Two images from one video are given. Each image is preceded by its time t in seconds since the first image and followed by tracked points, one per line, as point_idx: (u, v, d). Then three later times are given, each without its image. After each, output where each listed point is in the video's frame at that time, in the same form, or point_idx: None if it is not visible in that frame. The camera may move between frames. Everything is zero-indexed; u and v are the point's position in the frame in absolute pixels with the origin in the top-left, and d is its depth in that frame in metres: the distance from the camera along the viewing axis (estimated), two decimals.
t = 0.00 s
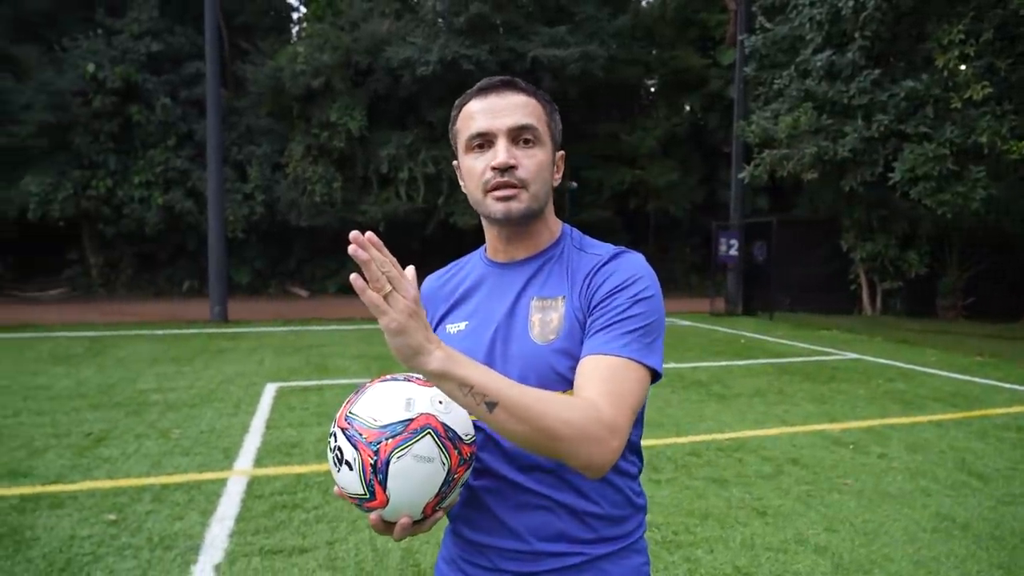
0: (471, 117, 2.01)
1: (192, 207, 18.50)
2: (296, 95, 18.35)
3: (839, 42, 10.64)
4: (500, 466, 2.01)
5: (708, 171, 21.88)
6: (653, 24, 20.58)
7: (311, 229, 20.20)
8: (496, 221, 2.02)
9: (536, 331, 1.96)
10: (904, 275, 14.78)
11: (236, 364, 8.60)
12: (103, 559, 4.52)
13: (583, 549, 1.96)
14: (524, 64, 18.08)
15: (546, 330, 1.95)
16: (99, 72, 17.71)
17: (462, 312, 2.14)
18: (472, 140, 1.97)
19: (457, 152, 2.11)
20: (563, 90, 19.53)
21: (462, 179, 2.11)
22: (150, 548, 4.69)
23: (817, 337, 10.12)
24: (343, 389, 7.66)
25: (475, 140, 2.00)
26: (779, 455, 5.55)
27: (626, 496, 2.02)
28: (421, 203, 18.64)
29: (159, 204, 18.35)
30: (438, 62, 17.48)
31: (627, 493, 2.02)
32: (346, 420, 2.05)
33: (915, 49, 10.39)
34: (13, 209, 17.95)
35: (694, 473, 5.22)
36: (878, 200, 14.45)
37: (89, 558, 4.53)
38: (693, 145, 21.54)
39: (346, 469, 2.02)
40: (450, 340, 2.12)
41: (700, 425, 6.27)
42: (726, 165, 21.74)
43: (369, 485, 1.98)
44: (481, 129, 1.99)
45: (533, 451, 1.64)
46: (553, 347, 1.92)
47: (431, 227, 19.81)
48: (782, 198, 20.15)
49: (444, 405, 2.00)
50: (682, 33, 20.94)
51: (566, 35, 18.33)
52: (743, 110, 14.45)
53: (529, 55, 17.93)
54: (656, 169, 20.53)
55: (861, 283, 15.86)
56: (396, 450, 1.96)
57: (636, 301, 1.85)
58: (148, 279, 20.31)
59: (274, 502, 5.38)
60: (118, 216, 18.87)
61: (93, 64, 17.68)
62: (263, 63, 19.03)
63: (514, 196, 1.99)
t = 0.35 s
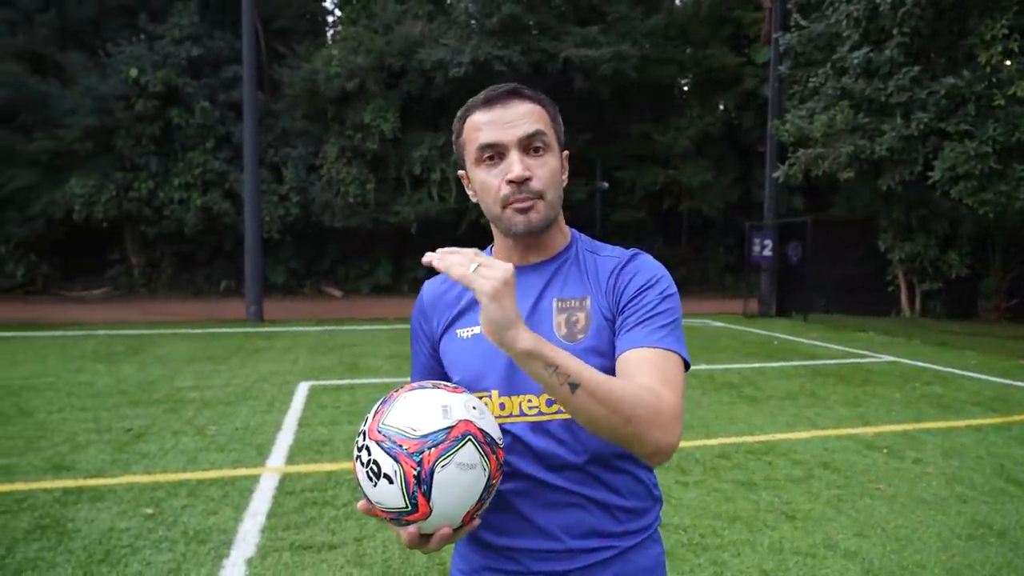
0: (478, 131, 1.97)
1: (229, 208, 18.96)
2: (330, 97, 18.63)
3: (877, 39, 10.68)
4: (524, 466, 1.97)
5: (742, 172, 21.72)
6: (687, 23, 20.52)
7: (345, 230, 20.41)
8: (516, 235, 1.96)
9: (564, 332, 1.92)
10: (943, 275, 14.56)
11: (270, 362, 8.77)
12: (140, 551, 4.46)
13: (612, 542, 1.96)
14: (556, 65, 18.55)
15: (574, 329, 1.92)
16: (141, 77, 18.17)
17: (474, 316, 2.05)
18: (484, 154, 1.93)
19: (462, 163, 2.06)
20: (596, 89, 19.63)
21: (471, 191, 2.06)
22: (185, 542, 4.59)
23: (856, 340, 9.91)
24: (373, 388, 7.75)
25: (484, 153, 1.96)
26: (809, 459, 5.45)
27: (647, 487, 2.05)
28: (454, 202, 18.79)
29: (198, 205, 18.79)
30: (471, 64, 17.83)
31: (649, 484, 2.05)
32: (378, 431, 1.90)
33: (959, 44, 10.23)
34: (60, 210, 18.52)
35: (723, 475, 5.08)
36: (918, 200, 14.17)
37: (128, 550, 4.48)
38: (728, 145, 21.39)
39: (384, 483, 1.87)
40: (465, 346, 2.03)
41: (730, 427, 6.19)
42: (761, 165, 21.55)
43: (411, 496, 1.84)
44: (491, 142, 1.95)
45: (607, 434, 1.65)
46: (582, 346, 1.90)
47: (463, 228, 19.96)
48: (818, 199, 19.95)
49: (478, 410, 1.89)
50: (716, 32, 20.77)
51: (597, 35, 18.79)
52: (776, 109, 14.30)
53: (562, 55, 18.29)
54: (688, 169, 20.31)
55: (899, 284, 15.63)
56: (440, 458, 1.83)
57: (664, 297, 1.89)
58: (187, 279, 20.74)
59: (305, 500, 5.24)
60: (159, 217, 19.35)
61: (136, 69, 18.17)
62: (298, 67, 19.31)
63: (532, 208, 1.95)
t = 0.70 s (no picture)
0: (473, 140, 1.93)
1: (250, 209, 19.40)
2: (350, 98, 18.80)
3: (900, 36, 10.74)
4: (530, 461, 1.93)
5: (763, 171, 21.59)
6: (706, 22, 20.48)
7: (364, 230, 20.52)
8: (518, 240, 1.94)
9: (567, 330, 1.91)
10: (967, 276, 14.36)
11: (289, 361, 8.90)
12: (160, 545, 4.51)
13: (617, 534, 1.94)
14: (575, 64, 18.73)
15: (578, 327, 1.91)
16: (165, 79, 18.45)
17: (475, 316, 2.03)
18: (481, 165, 1.89)
19: (457, 171, 2.02)
20: (615, 88, 19.68)
21: (468, 199, 2.03)
22: (203, 537, 4.64)
23: (877, 342, 9.75)
24: (389, 386, 7.82)
25: (481, 162, 1.92)
26: (826, 461, 5.38)
27: (649, 479, 2.03)
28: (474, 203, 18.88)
29: (221, 205, 19.06)
30: (490, 64, 17.98)
31: (649, 478, 2.03)
32: (400, 417, 1.85)
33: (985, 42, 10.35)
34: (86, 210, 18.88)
35: (738, 476, 5.03)
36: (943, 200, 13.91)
37: (148, 544, 4.53)
38: (749, 145, 21.28)
39: (408, 467, 1.81)
40: (466, 348, 2.01)
41: (747, 428, 6.13)
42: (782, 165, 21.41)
43: (437, 478, 1.78)
44: (487, 152, 1.91)
45: (657, 441, 1.66)
46: (587, 343, 1.88)
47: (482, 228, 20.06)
48: (840, 198, 19.78)
49: (496, 393, 1.87)
50: (736, 31, 20.68)
51: (617, 35, 18.86)
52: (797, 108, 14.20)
53: (581, 55, 18.43)
54: (709, 169, 20.23)
55: (923, 285, 15.46)
56: (467, 439, 1.78)
57: (667, 296, 1.88)
58: (210, 278, 20.99)
59: (321, 496, 5.26)
60: (182, 217, 19.73)
61: (160, 72, 18.44)
62: (318, 68, 19.46)
63: (531, 215, 1.92)
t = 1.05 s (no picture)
0: (496, 124, 1.99)
1: (263, 209, 19.39)
2: (361, 99, 18.87)
3: (914, 35, 10.67)
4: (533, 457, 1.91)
5: (776, 171, 21.52)
6: (718, 22, 20.45)
7: (375, 229, 20.58)
8: (534, 220, 1.95)
9: (570, 325, 1.92)
10: (982, 276, 14.26)
11: (301, 360, 8.97)
12: (172, 540, 4.55)
13: (617, 527, 1.93)
14: (585, 64, 18.75)
15: (580, 324, 1.93)
16: (179, 80, 18.61)
17: (476, 312, 2.01)
18: (507, 141, 1.95)
19: (474, 158, 2.06)
20: (626, 88, 19.67)
21: (483, 188, 2.06)
22: (214, 533, 4.67)
23: (889, 342, 9.67)
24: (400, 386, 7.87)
25: (505, 143, 1.98)
26: (836, 462, 5.35)
27: (649, 473, 2.03)
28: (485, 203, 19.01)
29: (234, 205, 19.20)
30: (501, 65, 18.05)
31: (649, 472, 2.02)
32: (421, 426, 1.84)
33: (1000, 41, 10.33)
34: (101, 210, 19.08)
35: (746, 477, 5.01)
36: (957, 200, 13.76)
37: (159, 540, 4.57)
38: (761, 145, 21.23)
39: (425, 478, 1.80)
40: (467, 345, 1.99)
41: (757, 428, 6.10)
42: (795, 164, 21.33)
43: (452, 492, 1.78)
44: (513, 133, 1.97)
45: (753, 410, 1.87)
46: (589, 338, 1.90)
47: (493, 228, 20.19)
48: (853, 198, 19.67)
49: (515, 408, 1.85)
50: (748, 30, 20.67)
51: (628, 34, 18.85)
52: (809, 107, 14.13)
53: (591, 55, 18.46)
54: (721, 168, 20.18)
55: (937, 285, 15.35)
56: (484, 454, 1.77)
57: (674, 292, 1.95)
58: (223, 278, 21.13)
59: (330, 494, 5.28)
60: (196, 217, 19.82)
61: (174, 74, 18.60)
62: (330, 69, 19.53)
63: (550, 193, 1.94)
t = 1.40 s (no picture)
0: (482, 129, 2.05)
1: (272, 209, 19.50)
2: (370, 99, 18.94)
3: (923, 33, 10.61)
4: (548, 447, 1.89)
5: (784, 171, 21.45)
6: (727, 21, 20.42)
7: (383, 230, 20.63)
8: (526, 202, 1.95)
9: (587, 310, 1.92)
10: (992, 276, 14.20)
11: (308, 360, 9.01)
12: (179, 537, 4.58)
13: (629, 519, 1.91)
14: (594, 64, 18.76)
15: (597, 309, 1.93)
16: (189, 81, 18.71)
17: (490, 301, 1.99)
18: (491, 136, 1.99)
19: (472, 168, 2.10)
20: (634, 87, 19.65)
21: (484, 192, 2.09)
22: (221, 530, 4.69)
23: (898, 342, 9.61)
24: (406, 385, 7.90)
25: (489, 141, 2.02)
26: (841, 462, 5.32)
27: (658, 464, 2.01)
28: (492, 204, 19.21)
29: (243, 205, 19.29)
30: (509, 65, 18.08)
31: (659, 462, 2.01)
32: (455, 407, 1.80)
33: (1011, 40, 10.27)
34: (112, 210, 19.21)
35: (752, 476, 4.99)
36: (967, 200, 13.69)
37: (167, 537, 4.59)
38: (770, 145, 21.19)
39: (459, 460, 1.76)
40: (482, 333, 1.96)
41: (763, 428, 6.08)
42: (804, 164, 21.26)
43: (488, 474, 1.75)
44: (496, 131, 2.02)
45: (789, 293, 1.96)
46: (606, 322, 1.92)
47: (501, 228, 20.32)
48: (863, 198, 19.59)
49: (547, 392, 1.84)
50: (756, 29, 20.64)
51: (636, 34, 18.83)
52: (818, 107, 14.11)
53: (600, 55, 18.46)
54: (730, 168, 20.13)
55: (946, 286, 15.27)
56: (521, 436, 1.76)
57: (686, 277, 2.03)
58: (232, 278, 21.22)
59: (337, 492, 5.30)
60: (205, 217, 19.89)
61: (184, 74, 18.71)
62: (339, 70, 19.60)
63: (536, 174, 1.94)
